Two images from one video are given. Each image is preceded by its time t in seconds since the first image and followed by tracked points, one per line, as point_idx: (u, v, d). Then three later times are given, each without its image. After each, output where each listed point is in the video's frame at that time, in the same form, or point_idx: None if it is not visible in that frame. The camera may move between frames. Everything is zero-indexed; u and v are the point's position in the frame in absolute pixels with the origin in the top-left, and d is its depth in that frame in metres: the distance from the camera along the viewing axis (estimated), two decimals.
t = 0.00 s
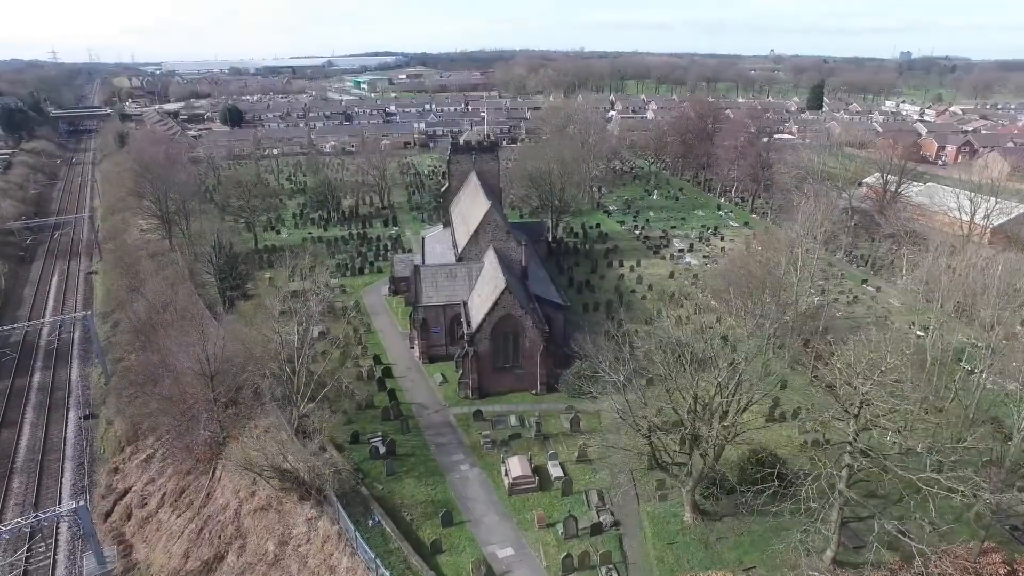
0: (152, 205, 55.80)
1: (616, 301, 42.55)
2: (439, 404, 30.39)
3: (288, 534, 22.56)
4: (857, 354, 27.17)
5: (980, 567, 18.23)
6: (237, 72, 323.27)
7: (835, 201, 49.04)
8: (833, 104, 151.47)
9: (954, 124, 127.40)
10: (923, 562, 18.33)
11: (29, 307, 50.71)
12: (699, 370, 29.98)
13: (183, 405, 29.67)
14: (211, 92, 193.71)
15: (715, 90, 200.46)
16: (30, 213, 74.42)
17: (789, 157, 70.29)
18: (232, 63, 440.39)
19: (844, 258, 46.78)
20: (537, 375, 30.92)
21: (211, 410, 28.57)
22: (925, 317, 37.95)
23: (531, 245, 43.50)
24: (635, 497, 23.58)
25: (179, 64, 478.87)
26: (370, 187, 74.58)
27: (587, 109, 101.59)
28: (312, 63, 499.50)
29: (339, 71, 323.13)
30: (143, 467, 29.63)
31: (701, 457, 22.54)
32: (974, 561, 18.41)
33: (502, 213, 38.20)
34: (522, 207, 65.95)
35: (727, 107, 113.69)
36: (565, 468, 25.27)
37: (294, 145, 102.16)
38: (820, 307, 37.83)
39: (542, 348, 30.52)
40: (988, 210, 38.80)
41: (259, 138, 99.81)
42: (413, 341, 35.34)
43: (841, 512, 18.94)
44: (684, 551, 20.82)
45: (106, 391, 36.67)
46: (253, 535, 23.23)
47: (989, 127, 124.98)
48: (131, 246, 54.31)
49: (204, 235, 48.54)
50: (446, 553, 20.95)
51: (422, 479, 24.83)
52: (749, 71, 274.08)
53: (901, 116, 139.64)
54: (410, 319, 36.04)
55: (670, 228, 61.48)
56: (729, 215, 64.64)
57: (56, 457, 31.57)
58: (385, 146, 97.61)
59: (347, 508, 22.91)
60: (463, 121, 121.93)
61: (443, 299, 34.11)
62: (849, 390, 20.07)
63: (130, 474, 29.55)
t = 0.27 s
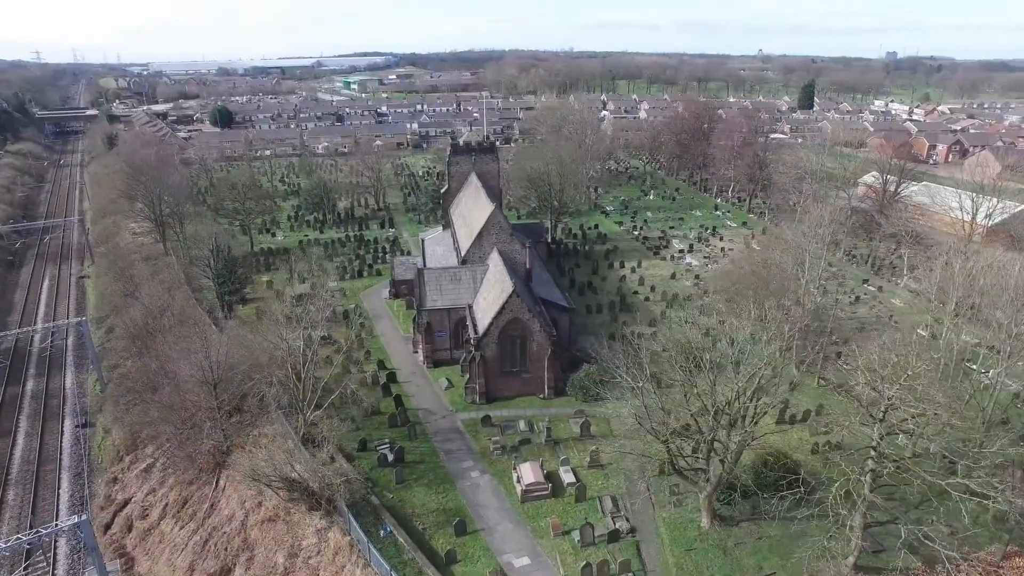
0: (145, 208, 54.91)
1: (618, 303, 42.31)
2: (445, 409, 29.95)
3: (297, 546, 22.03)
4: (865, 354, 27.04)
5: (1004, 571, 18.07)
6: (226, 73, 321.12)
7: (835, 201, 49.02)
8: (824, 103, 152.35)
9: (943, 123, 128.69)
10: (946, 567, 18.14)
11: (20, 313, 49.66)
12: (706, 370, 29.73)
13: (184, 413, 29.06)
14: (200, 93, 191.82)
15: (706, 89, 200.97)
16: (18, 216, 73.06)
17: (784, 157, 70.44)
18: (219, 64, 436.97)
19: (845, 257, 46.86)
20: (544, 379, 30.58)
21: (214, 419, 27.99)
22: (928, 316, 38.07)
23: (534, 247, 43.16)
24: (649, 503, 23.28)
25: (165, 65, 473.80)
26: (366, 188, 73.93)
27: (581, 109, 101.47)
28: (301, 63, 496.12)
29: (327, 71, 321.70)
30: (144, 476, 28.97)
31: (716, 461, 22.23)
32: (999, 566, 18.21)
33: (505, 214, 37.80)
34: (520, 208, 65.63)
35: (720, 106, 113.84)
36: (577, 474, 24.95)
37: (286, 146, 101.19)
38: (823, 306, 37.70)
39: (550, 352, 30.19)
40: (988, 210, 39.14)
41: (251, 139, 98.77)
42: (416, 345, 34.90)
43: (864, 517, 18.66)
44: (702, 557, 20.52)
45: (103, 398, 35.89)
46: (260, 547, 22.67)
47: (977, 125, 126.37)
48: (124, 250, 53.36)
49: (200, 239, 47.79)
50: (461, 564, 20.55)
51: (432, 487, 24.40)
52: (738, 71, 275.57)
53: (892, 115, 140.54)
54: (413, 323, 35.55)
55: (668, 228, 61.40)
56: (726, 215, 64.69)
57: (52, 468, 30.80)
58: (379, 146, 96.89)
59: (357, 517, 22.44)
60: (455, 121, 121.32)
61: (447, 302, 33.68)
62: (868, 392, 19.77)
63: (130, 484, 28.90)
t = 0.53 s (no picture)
0: (136, 211, 53.98)
1: (620, 304, 42.01)
2: (451, 415, 29.46)
3: (306, 558, 21.40)
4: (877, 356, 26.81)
5: None
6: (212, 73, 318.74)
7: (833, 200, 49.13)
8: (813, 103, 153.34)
9: (931, 122, 129.89)
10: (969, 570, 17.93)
11: (8, 319, 48.52)
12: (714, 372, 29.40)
13: (183, 421, 28.34)
14: (187, 94, 189.67)
15: (696, 89, 201.58)
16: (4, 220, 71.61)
17: (779, 157, 70.69)
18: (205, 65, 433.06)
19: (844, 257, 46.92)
20: (550, 384, 30.21)
21: (215, 428, 27.33)
22: (929, 317, 38.19)
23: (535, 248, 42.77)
24: (663, 508, 22.97)
25: (150, 66, 468.26)
26: (360, 189, 73.28)
27: (574, 109, 101.38)
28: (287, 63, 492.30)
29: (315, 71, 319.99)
30: (142, 488, 28.23)
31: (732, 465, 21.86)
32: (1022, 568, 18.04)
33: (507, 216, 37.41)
34: (516, 209, 65.28)
35: (712, 105, 114.04)
36: (588, 480, 24.60)
37: (277, 147, 100.15)
38: (828, 304, 37.47)
39: (556, 356, 29.81)
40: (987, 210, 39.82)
41: (241, 140, 97.65)
42: (419, 350, 34.40)
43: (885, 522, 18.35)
44: (720, 564, 20.24)
45: (96, 407, 35.03)
46: (267, 560, 21.98)
47: (965, 125, 127.74)
48: (115, 253, 52.35)
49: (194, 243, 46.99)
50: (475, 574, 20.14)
51: (442, 495, 23.95)
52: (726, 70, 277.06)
53: (880, 115, 141.63)
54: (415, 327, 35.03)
55: (666, 229, 61.23)
56: (723, 215, 64.68)
57: (46, 480, 29.96)
58: (371, 147, 96.09)
59: (367, 528, 21.94)
60: (448, 122, 120.70)
61: (451, 306, 33.23)
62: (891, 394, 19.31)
63: (128, 495, 28.15)
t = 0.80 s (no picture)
0: (124, 214, 52.92)
1: (620, 305, 41.77)
2: (455, 421, 29.01)
3: (314, 571, 20.73)
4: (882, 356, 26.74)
5: None
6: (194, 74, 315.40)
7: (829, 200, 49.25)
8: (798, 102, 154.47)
9: (915, 122, 131.22)
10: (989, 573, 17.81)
11: None
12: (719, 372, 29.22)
13: (181, 431, 27.60)
14: (170, 94, 187.23)
15: (682, 89, 202.37)
16: None
17: (770, 156, 71.07)
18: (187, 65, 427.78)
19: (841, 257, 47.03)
20: (555, 388, 29.90)
21: (214, 437, 26.67)
22: (926, 316, 38.49)
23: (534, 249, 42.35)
24: (675, 513, 22.76)
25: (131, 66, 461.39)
26: (350, 191, 72.53)
27: (564, 110, 101.30)
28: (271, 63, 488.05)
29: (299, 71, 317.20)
30: (138, 500, 27.39)
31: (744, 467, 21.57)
32: None
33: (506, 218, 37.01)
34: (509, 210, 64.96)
35: (700, 105, 114.40)
36: (598, 485, 24.31)
37: (264, 149, 98.93)
38: (827, 303, 37.51)
39: (560, 359, 29.49)
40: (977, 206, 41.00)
41: (228, 141, 96.37)
42: (419, 354, 33.92)
43: (903, 524, 18.13)
44: (736, 569, 20.02)
45: (88, 417, 34.11)
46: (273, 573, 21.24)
47: (948, 124, 129.23)
48: (102, 257, 51.15)
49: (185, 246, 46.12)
50: None
51: (450, 503, 23.53)
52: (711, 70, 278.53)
53: (865, 114, 143.03)
54: (415, 331, 34.52)
55: (660, 229, 61.14)
56: (716, 215, 64.79)
57: (37, 493, 29.05)
58: (360, 148, 95.18)
59: (375, 539, 21.46)
60: (436, 122, 119.94)
61: (452, 310, 32.78)
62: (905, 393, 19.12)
63: (124, 508, 27.36)
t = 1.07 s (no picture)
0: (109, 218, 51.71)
1: (618, 307, 41.54)
2: (458, 428, 28.54)
3: None
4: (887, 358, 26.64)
5: None
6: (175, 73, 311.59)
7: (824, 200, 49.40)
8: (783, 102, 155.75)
9: (898, 121, 132.84)
10: None
11: None
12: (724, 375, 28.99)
13: (177, 441, 26.84)
14: (151, 95, 184.33)
15: (667, 88, 203.17)
16: None
17: (760, 157, 71.40)
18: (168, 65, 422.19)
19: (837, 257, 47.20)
20: (558, 392, 29.55)
21: (212, 448, 25.95)
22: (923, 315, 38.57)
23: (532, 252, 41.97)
24: (686, 519, 22.52)
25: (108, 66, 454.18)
26: (340, 193, 71.70)
27: (553, 110, 101.07)
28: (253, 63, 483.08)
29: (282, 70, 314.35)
30: (133, 514, 26.63)
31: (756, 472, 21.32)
32: None
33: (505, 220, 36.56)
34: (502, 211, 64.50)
35: (688, 105, 114.82)
36: (607, 491, 24.03)
37: (250, 151, 97.61)
38: (827, 304, 37.46)
39: (564, 364, 29.13)
40: (968, 208, 42.34)
41: (213, 143, 94.91)
42: (419, 359, 33.44)
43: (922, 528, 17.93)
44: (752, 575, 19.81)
45: (77, 428, 33.17)
46: None
47: (930, 124, 130.95)
48: (88, 262, 50.00)
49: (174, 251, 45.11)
50: None
51: (458, 513, 23.08)
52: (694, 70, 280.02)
53: (848, 113, 144.59)
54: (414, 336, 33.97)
55: (653, 230, 61.04)
56: (708, 215, 64.90)
57: (27, 507, 28.13)
58: (348, 150, 94.18)
59: (383, 551, 20.92)
60: (424, 123, 119.21)
61: (452, 314, 32.27)
62: (918, 393, 18.92)
63: (119, 522, 26.57)
